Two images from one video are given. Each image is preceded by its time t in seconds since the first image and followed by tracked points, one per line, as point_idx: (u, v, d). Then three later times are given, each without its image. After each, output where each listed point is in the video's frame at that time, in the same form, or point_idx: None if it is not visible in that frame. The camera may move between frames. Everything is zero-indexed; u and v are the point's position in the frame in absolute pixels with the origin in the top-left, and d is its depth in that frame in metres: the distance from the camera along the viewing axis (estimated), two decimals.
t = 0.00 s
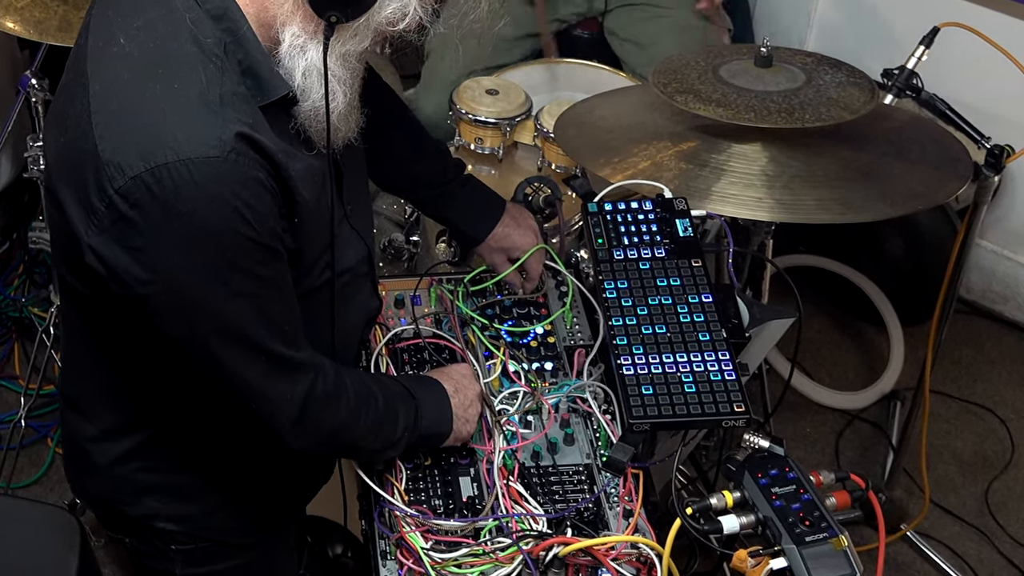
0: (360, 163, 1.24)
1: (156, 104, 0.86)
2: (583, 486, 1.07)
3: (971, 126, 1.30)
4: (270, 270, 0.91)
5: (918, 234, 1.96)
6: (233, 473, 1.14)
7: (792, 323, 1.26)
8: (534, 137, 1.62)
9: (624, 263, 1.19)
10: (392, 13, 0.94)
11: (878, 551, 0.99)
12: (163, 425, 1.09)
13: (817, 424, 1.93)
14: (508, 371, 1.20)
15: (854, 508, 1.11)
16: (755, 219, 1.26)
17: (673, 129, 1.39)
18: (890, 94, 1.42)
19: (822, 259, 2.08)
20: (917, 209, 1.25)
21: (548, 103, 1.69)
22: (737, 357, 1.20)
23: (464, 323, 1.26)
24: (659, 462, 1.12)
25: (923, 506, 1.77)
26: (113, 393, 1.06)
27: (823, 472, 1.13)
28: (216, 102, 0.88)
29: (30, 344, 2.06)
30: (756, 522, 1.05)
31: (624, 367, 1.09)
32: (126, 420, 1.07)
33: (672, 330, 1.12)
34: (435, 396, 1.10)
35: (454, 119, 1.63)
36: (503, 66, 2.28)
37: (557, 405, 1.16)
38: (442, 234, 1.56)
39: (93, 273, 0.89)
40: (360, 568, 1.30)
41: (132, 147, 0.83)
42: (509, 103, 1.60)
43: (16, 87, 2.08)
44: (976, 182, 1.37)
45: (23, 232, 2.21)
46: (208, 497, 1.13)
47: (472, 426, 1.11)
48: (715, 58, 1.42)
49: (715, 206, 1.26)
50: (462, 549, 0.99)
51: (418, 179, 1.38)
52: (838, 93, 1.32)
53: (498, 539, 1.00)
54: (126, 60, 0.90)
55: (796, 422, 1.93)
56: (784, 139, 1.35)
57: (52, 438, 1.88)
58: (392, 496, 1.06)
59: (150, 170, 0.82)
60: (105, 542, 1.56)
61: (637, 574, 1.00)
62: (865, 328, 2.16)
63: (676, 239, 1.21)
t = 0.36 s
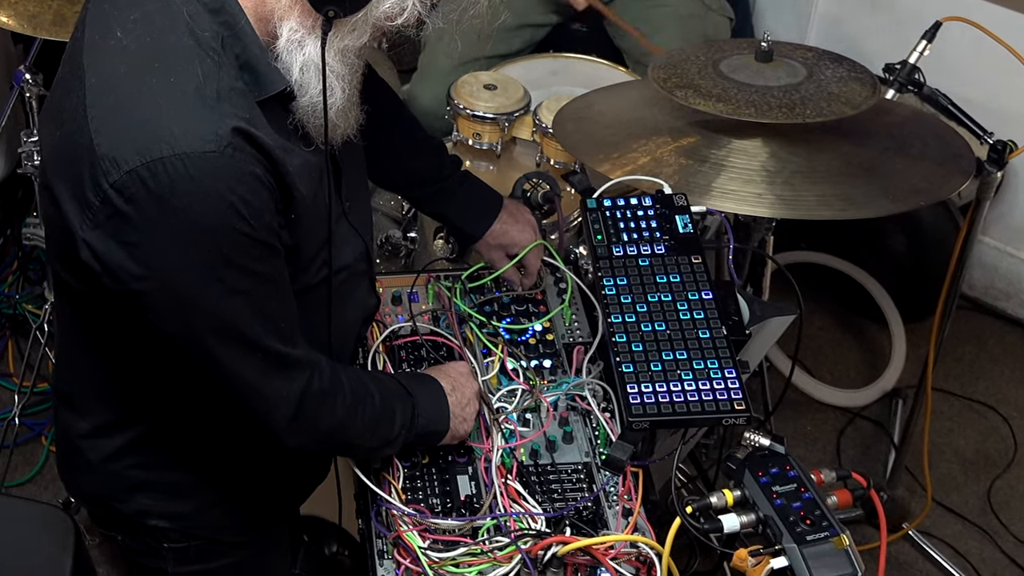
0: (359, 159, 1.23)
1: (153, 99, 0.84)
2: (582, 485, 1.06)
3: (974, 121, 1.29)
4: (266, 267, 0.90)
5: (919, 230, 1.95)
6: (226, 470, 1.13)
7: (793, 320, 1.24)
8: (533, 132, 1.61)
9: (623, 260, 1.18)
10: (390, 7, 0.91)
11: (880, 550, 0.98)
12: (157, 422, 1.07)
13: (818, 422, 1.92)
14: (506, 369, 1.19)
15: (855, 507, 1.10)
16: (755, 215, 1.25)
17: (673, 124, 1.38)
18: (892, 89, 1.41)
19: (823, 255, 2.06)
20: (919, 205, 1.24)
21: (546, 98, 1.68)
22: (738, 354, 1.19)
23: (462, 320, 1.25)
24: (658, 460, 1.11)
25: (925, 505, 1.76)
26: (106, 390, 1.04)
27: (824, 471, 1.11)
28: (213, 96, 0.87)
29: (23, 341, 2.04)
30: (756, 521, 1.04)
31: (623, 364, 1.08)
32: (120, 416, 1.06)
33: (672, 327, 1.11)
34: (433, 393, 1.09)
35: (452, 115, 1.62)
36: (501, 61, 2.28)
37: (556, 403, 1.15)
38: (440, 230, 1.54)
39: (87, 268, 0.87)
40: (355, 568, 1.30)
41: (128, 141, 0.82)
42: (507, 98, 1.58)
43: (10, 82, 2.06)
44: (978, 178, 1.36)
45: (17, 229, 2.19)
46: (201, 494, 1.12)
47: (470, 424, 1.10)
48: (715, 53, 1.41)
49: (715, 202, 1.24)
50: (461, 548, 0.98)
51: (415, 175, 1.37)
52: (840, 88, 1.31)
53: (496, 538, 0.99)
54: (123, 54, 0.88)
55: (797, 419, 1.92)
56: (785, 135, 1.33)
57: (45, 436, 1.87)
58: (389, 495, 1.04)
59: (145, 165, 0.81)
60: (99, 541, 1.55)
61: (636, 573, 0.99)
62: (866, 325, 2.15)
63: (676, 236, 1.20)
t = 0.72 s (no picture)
0: (357, 155, 1.21)
1: (152, 96, 0.83)
2: (581, 483, 1.05)
3: (976, 116, 1.28)
4: (265, 267, 0.89)
5: (921, 226, 1.94)
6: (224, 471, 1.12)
7: (795, 317, 1.23)
8: (531, 127, 1.60)
9: (622, 256, 1.17)
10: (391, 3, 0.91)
11: (883, 549, 0.97)
12: (154, 423, 1.06)
13: (819, 420, 1.91)
14: (504, 366, 1.18)
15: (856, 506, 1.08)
16: (755, 211, 1.24)
17: (673, 119, 1.37)
18: (893, 84, 1.40)
19: (823, 251, 2.06)
20: (921, 201, 1.23)
21: (545, 93, 1.67)
22: (738, 351, 1.18)
23: (459, 317, 1.24)
24: (658, 458, 1.10)
25: (927, 503, 1.75)
26: (103, 390, 1.03)
27: (826, 469, 1.10)
28: (212, 94, 0.86)
29: (17, 338, 2.03)
30: (757, 521, 1.02)
31: (622, 362, 1.07)
32: (116, 417, 1.05)
33: (672, 324, 1.10)
34: (432, 392, 1.08)
35: (449, 110, 1.61)
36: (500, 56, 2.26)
37: (555, 401, 1.14)
38: (437, 226, 1.52)
39: (84, 268, 0.87)
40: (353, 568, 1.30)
41: (127, 139, 0.81)
42: (506, 92, 1.57)
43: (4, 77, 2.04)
44: (981, 173, 1.35)
45: (10, 224, 2.18)
46: (197, 495, 1.11)
47: (469, 423, 1.09)
48: (715, 47, 1.40)
49: (715, 197, 1.23)
50: (458, 547, 0.97)
51: (413, 171, 1.36)
52: (841, 82, 1.30)
53: (494, 536, 0.98)
54: (121, 51, 0.87)
55: (797, 417, 1.91)
56: (785, 130, 1.32)
57: (40, 434, 1.86)
58: (386, 494, 1.03)
59: (144, 163, 0.80)
60: (94, 540, 1.54)
61: (636, 573, 0.97)
62: (867, 322, 2.14)
63: (676, 232, 1.18)
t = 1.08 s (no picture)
0: (354, 151, 1.20)
1: (147, 96, 0.82)
2: (580, 481, 1.05)
3: (977, 110, 1.27)
4: (265, 268, 0.87)
5: (923, 222, 1.93)
6: (220, 472, 1.10)
7: (794, 314, 1.22)
8: (530, 122, 1.59)
9: (621, 253, 1.16)
10: (392, 3, 0.89)
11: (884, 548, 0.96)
12: (148, 423, 1.05)
13: (821, 418, 1.90)
14: (502, 364, 1.17)
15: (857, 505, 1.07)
16: (755, 207, 1.23)
17: (673, 115, 1.36)
18: (894, 79, 1.39)
19: (826, 248, 2.02)
20: (921, 197, 1.22)
21: (543, 87, 1.66)
22: (738, 348, 1.17)
23: (457, 313, 1.23)
24: (657, 457, 1.08)
25: (929, 501, 1.75)
26: (94, 392, 1.02)
27: (827, 468, 1.08)
28: (209, 94, 0.84)
29: (12, 336, 2.02)
30: (757, 519, 1.01)
31: (621, 359, 1.06)
32: (111, 416, 1.04)
33: (671, 321, 1.09)
34: (428, 390, 1.06)
35: (447, 105, 1.60)
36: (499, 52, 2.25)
37: (554, 398, 1.13)
38: (435, 222, 1.51)
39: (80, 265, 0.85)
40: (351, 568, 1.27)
41: (123, 139, 0.80)
42: (504, 87, 1.56)
43: None
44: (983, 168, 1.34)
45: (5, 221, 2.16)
46: (193, 499, 1.09)
47: (467, 421, 1.07)
48: (715, 42, 1.39)
49: (715, 193, 1.22)
50: (456, 546, 0.96)
51: (409, 168, 1.35)
52: (841, 77, 1.28)
53: (492, 535, 0.97)
54: (116, 50, 0.86)
55: (799, 415, 1.90)
56: (786, 125, 1.31)
57: (34, 432, 1.85)
58: (383, 493, 1.03)
59: (141, 164, 0.79)
60: (90, 539, 1.53)
61: (635, 573, 0.97)
62: (868, 318, 2.13)
63: (675, 228, 1.17)
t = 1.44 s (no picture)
0: (347, 145, 1.19)
1: (143, 87, 0.81)
2: (578, 479, 1.03)
3: (980, 105, 1.26)
4: (261, 260, 0.87)
5: (925, 218, 1.93)
6: (213, 466, 1.09)
7: (795, 311, 1.20)
8: (528, 118, 1.58)
9: (620, 248, 1.14)
10: None
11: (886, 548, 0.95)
12: (138, 419, 1.04)
13: (823, 415, 1.89)
14: (500, 360, 1.16)
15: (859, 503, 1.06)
16: (756, 203, 1.22)
17: (672, 110, 1.35)
18: (897, 74, 1.38)
19: (828, 245, 2.01)
20: (923, 192, 1.21)
21: (542, 82, 1.64)
22: (738, 346, 1.15)
23: (455, 310, 1.22)
24: (656, 454, 1.07)
25: (930, 500, 1.74)
26: (82, 388, 1.01)
27: (827, 465, 1.08)
28: (206, 85, 0.83)
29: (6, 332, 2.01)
30: (757, 518, 1.00)
31: (620, 356, 1.05)
32: (101, 411, 1.03)
33: (670, 318, 1.08)
34: (426, 386, 1.05)
35: (444, 100, 1.58)
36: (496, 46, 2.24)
37: (552, 396, 1.12)
38: (432, 218, 1.49)
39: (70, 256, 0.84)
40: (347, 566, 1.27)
41: (118, 131, 0.79)
42: (502, 82, 1.55)
43: None
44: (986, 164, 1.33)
45: None
46: (183, 495, 1.08)
47: (464, 419, 1.06)
48: (715, 36, 1.38)
49: (715, 189, 1.21)
50: (453, 545, 0.95)
51: (406, 163, 1.34)
52: (843, 72, 1.27)
53: (490, 534, 0.96)
54: (111, 40, 0.84)
55: (800, 413, 1.89)
56: (786, 120, 1.30)
57: (27, 430, 1.84)
58: (380, 491, 1.02)
59: (136, 156, 0.78)
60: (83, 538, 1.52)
61: (634, 572, 0.96)
62: (869, 315, 2.12)
63: (675, 224, 1.16)
